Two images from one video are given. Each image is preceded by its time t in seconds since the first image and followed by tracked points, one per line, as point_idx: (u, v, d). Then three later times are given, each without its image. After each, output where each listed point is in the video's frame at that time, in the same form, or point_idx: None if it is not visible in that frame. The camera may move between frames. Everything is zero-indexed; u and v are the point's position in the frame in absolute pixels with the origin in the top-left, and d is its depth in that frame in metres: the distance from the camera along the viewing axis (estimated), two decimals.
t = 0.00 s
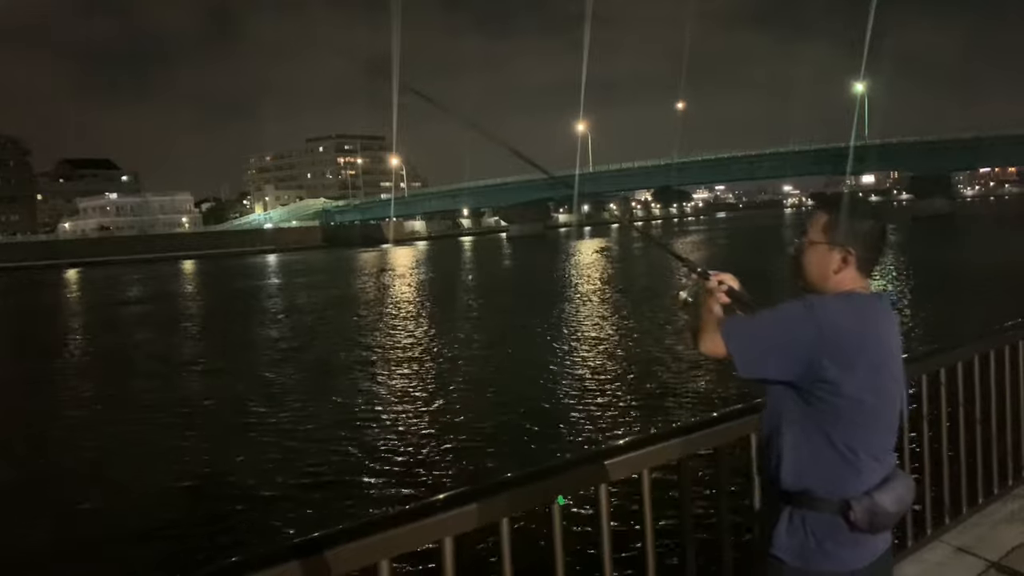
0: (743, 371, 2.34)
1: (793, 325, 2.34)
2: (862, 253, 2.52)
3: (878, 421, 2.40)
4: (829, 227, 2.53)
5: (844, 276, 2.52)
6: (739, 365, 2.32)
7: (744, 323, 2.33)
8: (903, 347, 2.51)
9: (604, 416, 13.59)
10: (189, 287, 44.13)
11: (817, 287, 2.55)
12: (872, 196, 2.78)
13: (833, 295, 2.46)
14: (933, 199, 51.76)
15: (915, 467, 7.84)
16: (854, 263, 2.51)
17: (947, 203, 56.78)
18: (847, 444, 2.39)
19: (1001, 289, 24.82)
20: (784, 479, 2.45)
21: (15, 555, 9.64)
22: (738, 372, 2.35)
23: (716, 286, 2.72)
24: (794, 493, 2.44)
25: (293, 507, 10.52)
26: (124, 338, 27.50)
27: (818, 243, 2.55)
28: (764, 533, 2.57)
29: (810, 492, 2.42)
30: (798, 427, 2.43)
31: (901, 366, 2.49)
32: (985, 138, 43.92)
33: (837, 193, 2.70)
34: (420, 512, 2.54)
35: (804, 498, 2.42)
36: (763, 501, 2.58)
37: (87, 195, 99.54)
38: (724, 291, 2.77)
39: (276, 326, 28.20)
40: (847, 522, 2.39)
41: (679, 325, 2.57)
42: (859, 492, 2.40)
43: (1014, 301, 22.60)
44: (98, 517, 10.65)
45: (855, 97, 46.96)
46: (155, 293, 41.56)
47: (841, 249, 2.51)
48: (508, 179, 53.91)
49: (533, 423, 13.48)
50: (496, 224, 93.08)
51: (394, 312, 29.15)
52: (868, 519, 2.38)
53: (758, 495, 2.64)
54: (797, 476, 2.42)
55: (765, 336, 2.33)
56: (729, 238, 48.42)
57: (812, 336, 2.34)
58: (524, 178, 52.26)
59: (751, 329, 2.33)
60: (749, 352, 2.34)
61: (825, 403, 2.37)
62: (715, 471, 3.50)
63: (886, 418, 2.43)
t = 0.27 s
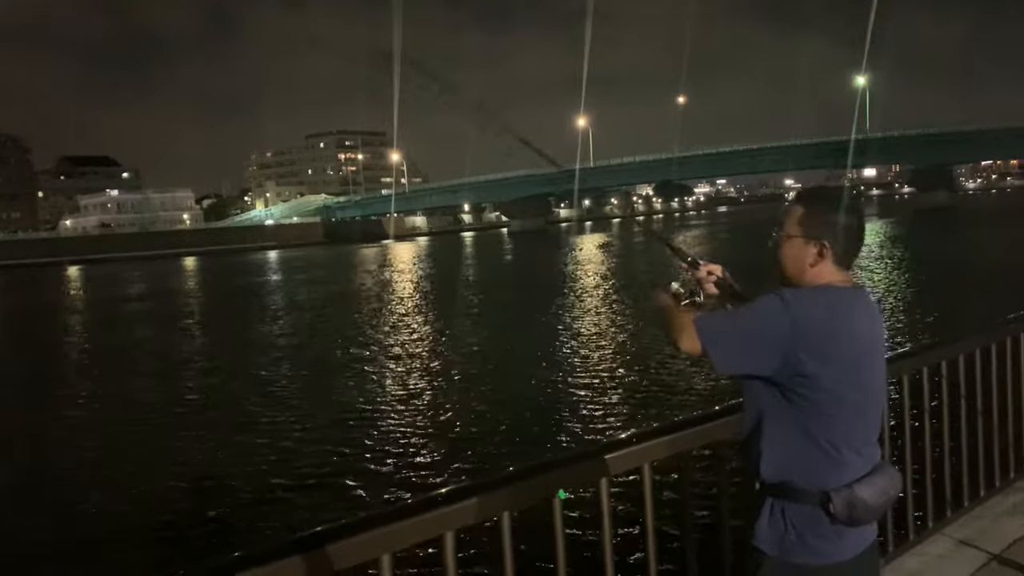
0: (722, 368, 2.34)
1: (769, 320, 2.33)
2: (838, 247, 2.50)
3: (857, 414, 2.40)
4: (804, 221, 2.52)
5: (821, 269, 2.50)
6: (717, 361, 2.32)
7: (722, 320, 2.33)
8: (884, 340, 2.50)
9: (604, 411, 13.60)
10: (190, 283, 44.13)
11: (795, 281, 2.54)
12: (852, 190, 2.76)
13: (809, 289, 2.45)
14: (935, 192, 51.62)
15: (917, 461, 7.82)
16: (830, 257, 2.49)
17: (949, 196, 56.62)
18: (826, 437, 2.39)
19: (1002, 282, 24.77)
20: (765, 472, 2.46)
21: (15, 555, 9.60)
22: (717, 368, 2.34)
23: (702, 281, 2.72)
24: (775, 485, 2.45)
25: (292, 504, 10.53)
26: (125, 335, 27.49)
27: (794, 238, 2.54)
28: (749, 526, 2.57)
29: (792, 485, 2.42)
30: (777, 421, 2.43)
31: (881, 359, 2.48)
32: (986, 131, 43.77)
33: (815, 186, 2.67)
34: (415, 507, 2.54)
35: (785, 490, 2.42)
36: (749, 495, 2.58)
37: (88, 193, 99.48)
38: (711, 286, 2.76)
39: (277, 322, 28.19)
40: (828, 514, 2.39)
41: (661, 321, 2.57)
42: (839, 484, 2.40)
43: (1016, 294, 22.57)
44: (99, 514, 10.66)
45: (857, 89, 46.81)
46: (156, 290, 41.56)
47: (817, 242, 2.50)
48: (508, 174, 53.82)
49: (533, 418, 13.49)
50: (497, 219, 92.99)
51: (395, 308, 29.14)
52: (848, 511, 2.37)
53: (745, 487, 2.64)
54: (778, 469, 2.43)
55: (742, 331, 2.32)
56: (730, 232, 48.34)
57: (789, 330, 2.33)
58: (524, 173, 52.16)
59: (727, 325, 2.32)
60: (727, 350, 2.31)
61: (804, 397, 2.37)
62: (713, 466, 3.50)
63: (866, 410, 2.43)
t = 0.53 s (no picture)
0: (718, 367, 2.34)
1: (761, 318, 2.33)
2: (826, 241, 2.49)
3: (855, 407, 2.40)
4: (791, 218, 2.51)
5: (810, 263, 2.49)
6: (711, 361, 2.32)
7: (716, 320, 2.33)
8: (879, 332, 2.49)
9: (607, 405, 13.60)
10: (193, 278, 44.14)
11: (786, 276, 2.54)
12: (840, 183, 2.75)
13: (800, 285, 2.44)
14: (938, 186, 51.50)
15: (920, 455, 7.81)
16: (819, 251, 2.48)
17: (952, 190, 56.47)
18: (825, 430, 2.39)
19: (1005, 275, 24.72)
20: (767, 467, 2.46)
21: (17, 553, 9.59)
22: (712, 368, 2.34)
23: (698, 279, 2.72)
24: (777, 479, 2.45)
25: (296, 498, 10.54)
26: (129, 331, 27.50)
27: (782, 234, 2.53)
28: (752, 521, 2.57)
29: (793, 480, 2.42)
30: (776, 416, 2.43)
31: (878, 352, 2.48)
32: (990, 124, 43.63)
33: (804, 179, 2.66)
34: (419, 503, 2.54)
35: (786, 485, 2.43)
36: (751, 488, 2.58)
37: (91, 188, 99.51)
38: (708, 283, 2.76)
39: (280, 317, 28.21)
40: (830, 508, 2.39)
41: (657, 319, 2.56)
42: (840, 477, 2.40)
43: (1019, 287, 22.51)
44: (103, 510, 10.67)
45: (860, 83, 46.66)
46: (159, 285, 41.57)
47: (805, 237, 2.48)
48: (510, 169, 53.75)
49: (535, 413, 13.49)
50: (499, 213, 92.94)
51: (397, 303, 29.16)
52: (850, 503, 2.36)
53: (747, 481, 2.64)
54: (780, 463, 2.43)
55: (736, 331, 2.32)
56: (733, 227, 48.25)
57: (781, 327, 2.33)
58: (526, 168, 52.08)
59: (721, 325, 2.32)
60: (720, 349, 2.32)
61: (800, 393, 2.37)
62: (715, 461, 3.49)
63: (865, 402, 2.42)
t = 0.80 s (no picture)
0: (724, 367, 2.34)
1: (766, 318, 2.33)
2: (830, 238, 2.48)
3: (863, 404, 2.39)
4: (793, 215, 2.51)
5: (814, 261, 2.49)
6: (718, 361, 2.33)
7: (721, 322, 2.33)
8: (885, 328, 2.49)
9: (607, 402, 13.60)
10: (195, 274, 44.16)
11: (791, 273, 2.53)
12: (841, 180, 2.74)
13: (804, 283, 2.45)
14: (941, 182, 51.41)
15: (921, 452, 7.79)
16: (822, 248, 2.48)
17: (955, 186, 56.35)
18: (833, 428, 2.39)
19: (1008, 272, 24.67)
20: (773, 467, 2.46)
21: (19, 549, 9.60)
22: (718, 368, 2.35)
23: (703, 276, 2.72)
24: (783, 478, 2.45)
25: (297, 495, 10.54)
26: (131, 327, 27.52)
27: (785, 230, 2.53)
28: (757, 518, 2.57)
29: (800, 477, 2.42)
30: (783, 415, 2.43)
31: (884, 350, 2.48)
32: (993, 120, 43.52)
33: (805, 177, 2.66)
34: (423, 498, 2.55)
35: (793, 482, 2.42)
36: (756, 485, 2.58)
37: (93, 185, 99.53)
38: (712, 281, 2.76)
39: (281, 314, 28.21)
40: (837, 504, 2.39)
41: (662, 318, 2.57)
42: (847, 474, 2.40)
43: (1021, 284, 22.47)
44: (106, 506, 10.67)
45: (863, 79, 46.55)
46: (161, 281, 41.57)
47: (808, 235, 2.48)
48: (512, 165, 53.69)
49: (536, 409, 13.50)
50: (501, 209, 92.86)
51: (399, 299, 29.15)
52: (857, 500, 2.37)
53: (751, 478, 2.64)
54: (785, 461, 2.43)
55: (740, 330, 2.33)
56: (735, 223, 48.17)
57: (785, 326, 2.34)
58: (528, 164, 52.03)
59: (726, 326, 2.33)
60: (725, 348, 2.32)
61: (807, 392, 2.38)
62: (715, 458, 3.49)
63: (872, 398, 2.42)
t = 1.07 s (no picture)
0: (735, 370, 2.36)
1: (778, 319, 2.34)
2: (840, 240, 2.49)
3: (870, 407, 2.41)
4: (805, 215, 2.52)
5: (825, 261, 2.50)
6: (728, 364, 2.34)
7: (731, 324, 2.35)
8: (892, 331, 2.51)
9: (605, 402, 13.61)
10: (194, 274, 44.09)
11: (802, 274, 2.54)
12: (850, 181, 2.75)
13: (815, 285, 2.45)
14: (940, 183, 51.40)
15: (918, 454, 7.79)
16: (833, 249, 2.49)
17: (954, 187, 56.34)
18: (840, 429, 2.40)
19: (1007, 274, 24.68)
20: (779, 468, 2.46)
21: (18, 548, 9.58)
22: (729, 370, 2.36)
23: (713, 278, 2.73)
24: (788, 479, 2.46)
25: (296, 495, 10.53)
26: (128, 326, 27.46)
27: (796, 231, 2.54)
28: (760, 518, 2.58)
29: (807, 478, 2.43)
30: (790, 417, 2.44)
31: (892, 353, 2.49)
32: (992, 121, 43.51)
33: (814, 178, 2.67)
34: (424, 498, 2.55)
35: (798, 483, 2.43)
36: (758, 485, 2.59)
37: (92, 184, 99.36)
38: (721, 282, 2.77)
39: (279, 313, 28.17)
40: (841, 506, 2.40)
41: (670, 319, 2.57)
42: (852, 477, 2.41)
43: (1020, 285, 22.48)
44: (104, 506, 10.65)
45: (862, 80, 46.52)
46: (159, 281, 41.50)
47: (819, 235, 2.49)
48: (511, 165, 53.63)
49: (535, 409, 13.50)
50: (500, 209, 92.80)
51: (398, 299, 29.12)
52: (861, 503, 2.38)
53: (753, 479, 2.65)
54: (791, 462, 2.44)
55: (750, 333, 2.34)
56: (734, 224, 48.15)
57: (796, 328, 2.34)
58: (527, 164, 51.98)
59: (737, 328, 2.34)
60: (735, 351, 2.33)
61: (816, 394, 2.38)
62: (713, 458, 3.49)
63: (880, 401, 2.43)
